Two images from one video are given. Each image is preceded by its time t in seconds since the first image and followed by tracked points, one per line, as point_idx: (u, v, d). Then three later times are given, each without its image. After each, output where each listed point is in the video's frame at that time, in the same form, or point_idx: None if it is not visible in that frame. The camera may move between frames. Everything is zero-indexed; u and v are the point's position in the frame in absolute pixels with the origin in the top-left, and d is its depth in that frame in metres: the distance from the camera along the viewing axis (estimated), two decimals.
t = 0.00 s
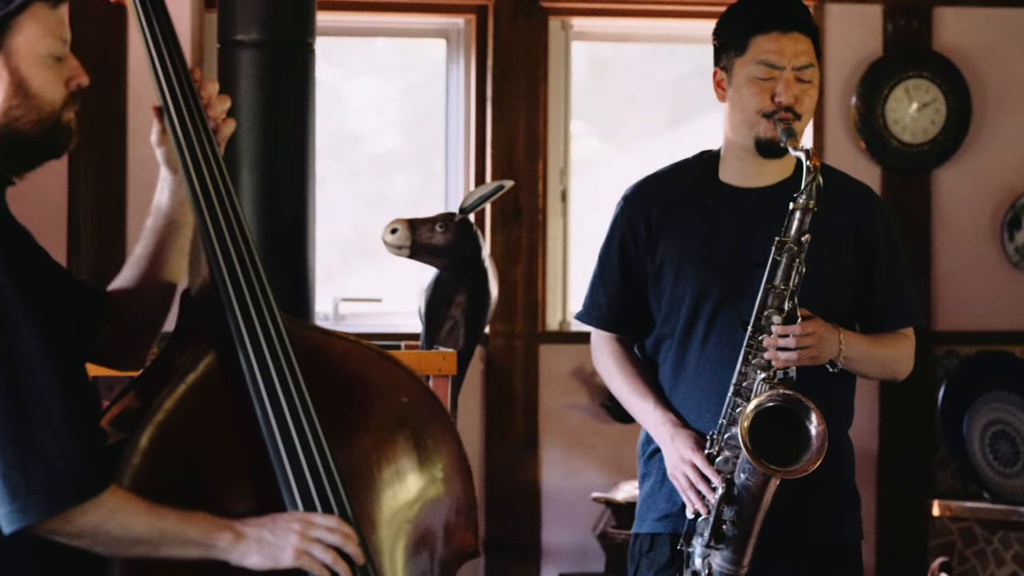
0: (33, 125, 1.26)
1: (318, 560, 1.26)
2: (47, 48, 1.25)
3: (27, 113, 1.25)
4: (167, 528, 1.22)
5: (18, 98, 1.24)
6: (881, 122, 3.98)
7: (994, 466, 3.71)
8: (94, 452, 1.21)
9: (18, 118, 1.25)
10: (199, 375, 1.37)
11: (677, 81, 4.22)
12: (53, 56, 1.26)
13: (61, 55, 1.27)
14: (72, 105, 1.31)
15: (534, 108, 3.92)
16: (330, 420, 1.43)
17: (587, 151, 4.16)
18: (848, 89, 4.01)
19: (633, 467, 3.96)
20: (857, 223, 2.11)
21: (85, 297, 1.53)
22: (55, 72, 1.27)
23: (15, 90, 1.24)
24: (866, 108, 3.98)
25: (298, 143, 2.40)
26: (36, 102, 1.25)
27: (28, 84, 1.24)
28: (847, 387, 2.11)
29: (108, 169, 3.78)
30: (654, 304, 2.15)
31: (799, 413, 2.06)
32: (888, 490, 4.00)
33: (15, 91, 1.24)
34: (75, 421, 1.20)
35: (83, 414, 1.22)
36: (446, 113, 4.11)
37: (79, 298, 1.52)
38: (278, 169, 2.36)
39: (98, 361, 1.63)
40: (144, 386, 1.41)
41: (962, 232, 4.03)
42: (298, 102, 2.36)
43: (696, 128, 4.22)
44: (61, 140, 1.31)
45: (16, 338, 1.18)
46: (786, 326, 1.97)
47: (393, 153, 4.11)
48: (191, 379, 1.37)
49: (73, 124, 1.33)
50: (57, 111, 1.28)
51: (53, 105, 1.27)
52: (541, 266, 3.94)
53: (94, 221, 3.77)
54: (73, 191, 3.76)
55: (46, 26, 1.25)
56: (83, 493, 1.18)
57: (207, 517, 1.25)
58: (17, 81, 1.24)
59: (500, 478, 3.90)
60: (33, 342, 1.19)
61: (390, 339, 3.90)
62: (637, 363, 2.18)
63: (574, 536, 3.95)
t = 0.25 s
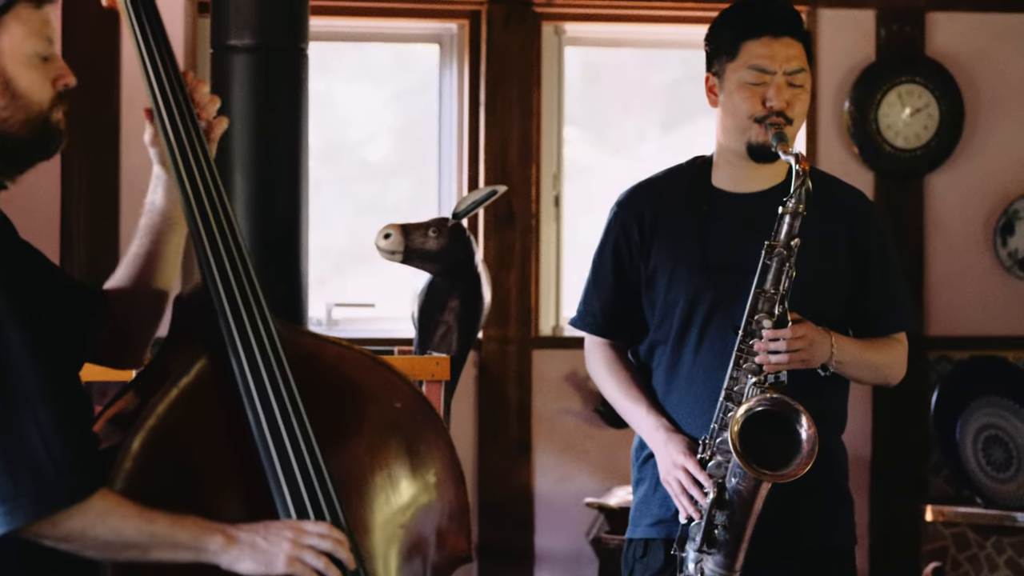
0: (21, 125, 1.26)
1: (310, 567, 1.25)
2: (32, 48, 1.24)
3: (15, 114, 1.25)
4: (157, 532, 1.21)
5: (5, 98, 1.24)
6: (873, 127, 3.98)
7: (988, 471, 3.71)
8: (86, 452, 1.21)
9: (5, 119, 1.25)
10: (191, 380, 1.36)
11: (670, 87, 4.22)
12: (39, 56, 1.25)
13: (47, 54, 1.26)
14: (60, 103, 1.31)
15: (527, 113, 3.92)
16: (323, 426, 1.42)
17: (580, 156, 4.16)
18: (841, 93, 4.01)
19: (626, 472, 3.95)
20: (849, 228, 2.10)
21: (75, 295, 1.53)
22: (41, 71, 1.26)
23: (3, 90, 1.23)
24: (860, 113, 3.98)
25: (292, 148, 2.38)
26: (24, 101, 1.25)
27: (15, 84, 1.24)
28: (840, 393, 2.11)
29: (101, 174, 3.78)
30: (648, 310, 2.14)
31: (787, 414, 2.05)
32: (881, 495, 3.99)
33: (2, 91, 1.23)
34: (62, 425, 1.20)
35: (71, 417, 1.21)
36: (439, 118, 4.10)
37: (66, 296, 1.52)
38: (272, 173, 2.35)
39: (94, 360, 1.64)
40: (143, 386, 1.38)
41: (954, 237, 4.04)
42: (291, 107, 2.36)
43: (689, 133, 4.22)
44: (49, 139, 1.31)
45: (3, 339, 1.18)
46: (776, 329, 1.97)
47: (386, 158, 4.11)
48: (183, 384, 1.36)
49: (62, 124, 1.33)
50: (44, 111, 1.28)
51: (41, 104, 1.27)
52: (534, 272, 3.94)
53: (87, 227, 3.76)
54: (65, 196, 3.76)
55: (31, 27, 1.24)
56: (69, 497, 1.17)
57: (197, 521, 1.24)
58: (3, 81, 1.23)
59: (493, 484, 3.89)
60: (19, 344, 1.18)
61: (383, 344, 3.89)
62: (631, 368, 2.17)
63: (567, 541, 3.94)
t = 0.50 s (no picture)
0: (11, 131, 1.26)
1: None
2: (26, 53, 1.24)
3: (6, 118, 1.25)
4: (146, 540, 1.19)
5: None
6: (866, 131, 3.99)
7: (980, 475, 3.72)
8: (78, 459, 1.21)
9: None
10: (184, 383, 1.34)
11: (664, 91, 4.22)
12: (33, 62, 1.24)
13: (41, 61, 1.25)
14: (52, 112, 1.31)
15: (520, 117, 3.92)
16: (317, 429, 1.42)
17: (574, 160, 4.16)
18: (834, 98, 4.02)
19: (620, 476, 3.95)
20: (841, 232, 2.10)
21: (73, 293, 1.55)
22: (34, 77, 1.25)
23: None
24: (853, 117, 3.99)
25: (285, 154, 2.38)
26: (15, 106, 1.24)
27: (8, 89, 1.23)
28: (831, 397, 2.10)
29: (95, 178, 3.77)
30: (640, 315, 2.15)
31: (779, 418, 2.03)
32: (874, 498, 4.00)
33: None
34: (48, 432, 1.19)
35: (58, 423, 1.21)
36: (433, 121, 4.10)
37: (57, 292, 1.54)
38: (264, 179, 2.36)
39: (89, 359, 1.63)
40: (147, 380, 1.36)
41: (946, 241, 4.05)
42: (285, 110, 2.36)
43: (683, 137, 4.23)
44: (39, 148, 1.30)
45: None
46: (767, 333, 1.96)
47: (379, 161, 4.10)
48: (177, 386, 1.34)
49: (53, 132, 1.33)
50: (36, 117, 1.27)
51: (32, 110, 1.26)
52: (527, 275, 3.93)
53: (80, 230, 3.76)
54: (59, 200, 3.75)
55: (25, 33, 1.23)
56: (54, 504, 1.16)
57: (188, 530, 1.22)
58: None
59: (486, 488, 3.89)
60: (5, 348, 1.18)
61: (376, 347, 3.89)
62: (623, 371, 2.17)
63: (561, 545, 3.94)
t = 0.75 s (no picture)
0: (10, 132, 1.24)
1: None
2: (26, 55, 1.23)
3: (5, 119, 1.24)
4: (134, 548, 1.18)
5: None
6: (860, 134, 3.99)
7: (974, 478, 3.72)
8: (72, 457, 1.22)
9: None
10: (178, 386, 1.33)
11: (658, 94, 4.22)
12: (32, 63, 1.24)
13: (40, 63, 1.25)
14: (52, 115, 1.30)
15: (515, 120, 3.91)
16: (312, 433, 1.39)
17: (568, 163, 4.16)
18: (827, 101, 4.02)
19: (614, 479, 3.94)
20: (835, 233, 2.10)
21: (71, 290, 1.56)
22: (33, 78, 1.24)
23: None
24: (846, 121, 3.99)
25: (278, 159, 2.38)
26: (14, 107, 1.23)
27: (6, 90, 1.22)
28: (824, 400, 2.09)
29: (89, 181, 3.76)
30: (633, 319, 2.15)
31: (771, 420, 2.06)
32: (869, 502, 4.00)
33: None
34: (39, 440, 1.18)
35: (48, 431, 1.19)
36: (427, 124, 4.09)
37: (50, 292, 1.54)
38: (257, 184, 2.35)
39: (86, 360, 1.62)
40: (146, 381, 1.35)
41: (940, 244, 4.05)
42: (278, 114, 2.35)
43: (677, 140, 4.22)
44: (39, 150, 1.29)
45: None
46: (759, 337, 1.96)
47: (373, 164, 4.10)
48: (172, 387, 1.33)
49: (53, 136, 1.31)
50: (35, 119, 1.26)
51: (32, 112, 1.25)
52: (522, 278, 3.93)
53: (73, 233, 3.74)
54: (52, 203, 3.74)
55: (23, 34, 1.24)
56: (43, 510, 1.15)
57: (177, 538, 1.22)
58: None
59: (481, 491, 3.88)
60: None
61: (370, 351, 3.88)
62: (618, 375, 2.16)
63: (555, 548, 3.93)
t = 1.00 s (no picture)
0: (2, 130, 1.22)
1: None
2: (13, 53, 1.21)
3: None
4: (125, 545, 1.17)
5: None
6: (856, 137, 4.00)
7: (970, 480, 3.73)
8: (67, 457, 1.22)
9: None
10: (176, 389, 1.31)
11: (654, 97, 4.22)
12: (20, 61, 1.22)
13: (29, 60, 1.23)
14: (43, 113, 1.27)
15: (510, 123, 3.91)
16: (310, 435, 1.38)
17: (563, 165, 4.16)
18: (823, 104, 4.03)
19: (609, 482, 3.94)
20: (829, 232, 2.09)
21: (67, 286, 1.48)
22: (22, 75, 1.23)
23: None
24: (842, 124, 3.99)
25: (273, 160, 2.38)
26: (3, 105, 1.21)
27: None
28: (816, 402, 2.08)
29: (84, 183, 3.76)
30: (629, 321, 2.14)
31: (753, 421, 2.05)
32: (864, 504, 4.00)
33: None
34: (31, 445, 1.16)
35: (39, 435, 1.18)
36: (423, 126, 4.09)
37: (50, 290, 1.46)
38: (253, 186, 2.35)
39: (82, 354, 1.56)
40: (152, 372, 1.34)
41: (935, 247, 4.05)
42: (273, 117, 2.36)
43: (672, 143, 4.22)
44: (33, 149, 1.26)
45: None
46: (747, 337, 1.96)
47: (368, 166, 4.09)
48: (170, 389, 1.31)
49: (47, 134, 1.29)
50: (26, 117, 1.24)
51: (23, 110, 1.23)
52: (518, 281, 3.92)
53: (69, 236, 3.74)
54: (48, 205, 3.74)
55: (9, 32, 1.22)
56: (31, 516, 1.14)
57: (168, 534, 1.20)
58: None
59: (477, 494, 3.87)
60: None
61: (366, 353, 3.88)
62: (613, 379, 2.16)
63: (551, 551, 3.93)
